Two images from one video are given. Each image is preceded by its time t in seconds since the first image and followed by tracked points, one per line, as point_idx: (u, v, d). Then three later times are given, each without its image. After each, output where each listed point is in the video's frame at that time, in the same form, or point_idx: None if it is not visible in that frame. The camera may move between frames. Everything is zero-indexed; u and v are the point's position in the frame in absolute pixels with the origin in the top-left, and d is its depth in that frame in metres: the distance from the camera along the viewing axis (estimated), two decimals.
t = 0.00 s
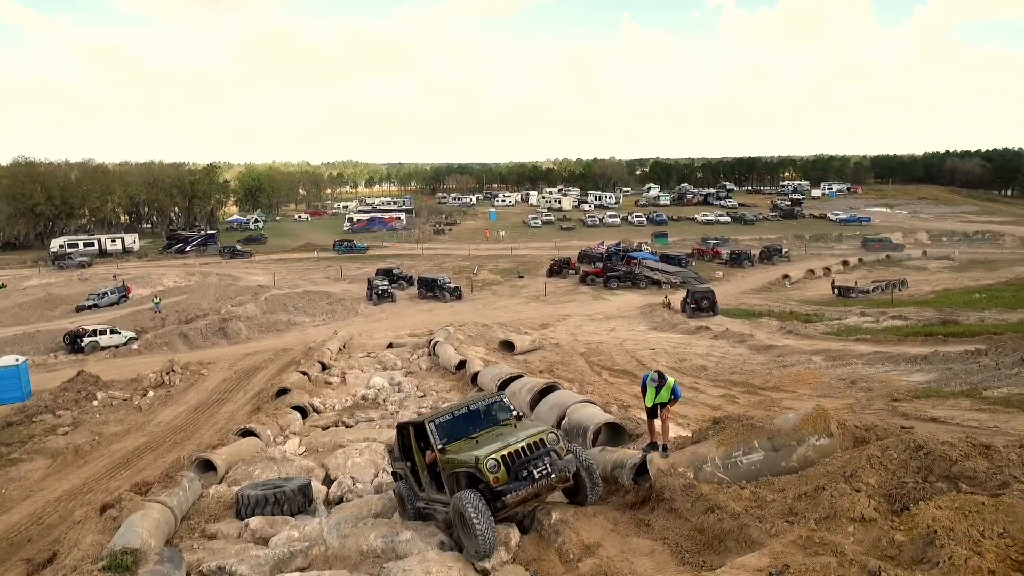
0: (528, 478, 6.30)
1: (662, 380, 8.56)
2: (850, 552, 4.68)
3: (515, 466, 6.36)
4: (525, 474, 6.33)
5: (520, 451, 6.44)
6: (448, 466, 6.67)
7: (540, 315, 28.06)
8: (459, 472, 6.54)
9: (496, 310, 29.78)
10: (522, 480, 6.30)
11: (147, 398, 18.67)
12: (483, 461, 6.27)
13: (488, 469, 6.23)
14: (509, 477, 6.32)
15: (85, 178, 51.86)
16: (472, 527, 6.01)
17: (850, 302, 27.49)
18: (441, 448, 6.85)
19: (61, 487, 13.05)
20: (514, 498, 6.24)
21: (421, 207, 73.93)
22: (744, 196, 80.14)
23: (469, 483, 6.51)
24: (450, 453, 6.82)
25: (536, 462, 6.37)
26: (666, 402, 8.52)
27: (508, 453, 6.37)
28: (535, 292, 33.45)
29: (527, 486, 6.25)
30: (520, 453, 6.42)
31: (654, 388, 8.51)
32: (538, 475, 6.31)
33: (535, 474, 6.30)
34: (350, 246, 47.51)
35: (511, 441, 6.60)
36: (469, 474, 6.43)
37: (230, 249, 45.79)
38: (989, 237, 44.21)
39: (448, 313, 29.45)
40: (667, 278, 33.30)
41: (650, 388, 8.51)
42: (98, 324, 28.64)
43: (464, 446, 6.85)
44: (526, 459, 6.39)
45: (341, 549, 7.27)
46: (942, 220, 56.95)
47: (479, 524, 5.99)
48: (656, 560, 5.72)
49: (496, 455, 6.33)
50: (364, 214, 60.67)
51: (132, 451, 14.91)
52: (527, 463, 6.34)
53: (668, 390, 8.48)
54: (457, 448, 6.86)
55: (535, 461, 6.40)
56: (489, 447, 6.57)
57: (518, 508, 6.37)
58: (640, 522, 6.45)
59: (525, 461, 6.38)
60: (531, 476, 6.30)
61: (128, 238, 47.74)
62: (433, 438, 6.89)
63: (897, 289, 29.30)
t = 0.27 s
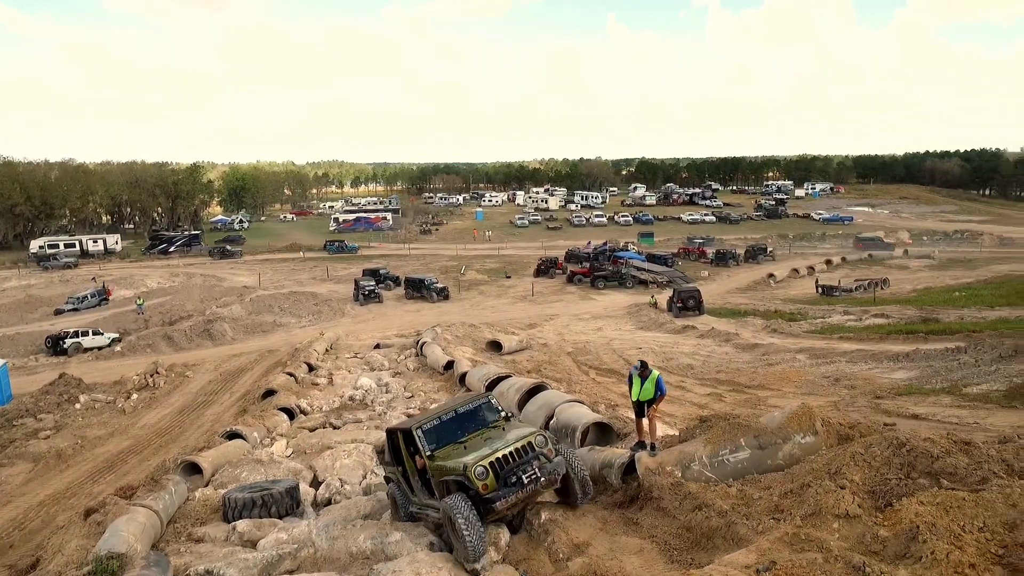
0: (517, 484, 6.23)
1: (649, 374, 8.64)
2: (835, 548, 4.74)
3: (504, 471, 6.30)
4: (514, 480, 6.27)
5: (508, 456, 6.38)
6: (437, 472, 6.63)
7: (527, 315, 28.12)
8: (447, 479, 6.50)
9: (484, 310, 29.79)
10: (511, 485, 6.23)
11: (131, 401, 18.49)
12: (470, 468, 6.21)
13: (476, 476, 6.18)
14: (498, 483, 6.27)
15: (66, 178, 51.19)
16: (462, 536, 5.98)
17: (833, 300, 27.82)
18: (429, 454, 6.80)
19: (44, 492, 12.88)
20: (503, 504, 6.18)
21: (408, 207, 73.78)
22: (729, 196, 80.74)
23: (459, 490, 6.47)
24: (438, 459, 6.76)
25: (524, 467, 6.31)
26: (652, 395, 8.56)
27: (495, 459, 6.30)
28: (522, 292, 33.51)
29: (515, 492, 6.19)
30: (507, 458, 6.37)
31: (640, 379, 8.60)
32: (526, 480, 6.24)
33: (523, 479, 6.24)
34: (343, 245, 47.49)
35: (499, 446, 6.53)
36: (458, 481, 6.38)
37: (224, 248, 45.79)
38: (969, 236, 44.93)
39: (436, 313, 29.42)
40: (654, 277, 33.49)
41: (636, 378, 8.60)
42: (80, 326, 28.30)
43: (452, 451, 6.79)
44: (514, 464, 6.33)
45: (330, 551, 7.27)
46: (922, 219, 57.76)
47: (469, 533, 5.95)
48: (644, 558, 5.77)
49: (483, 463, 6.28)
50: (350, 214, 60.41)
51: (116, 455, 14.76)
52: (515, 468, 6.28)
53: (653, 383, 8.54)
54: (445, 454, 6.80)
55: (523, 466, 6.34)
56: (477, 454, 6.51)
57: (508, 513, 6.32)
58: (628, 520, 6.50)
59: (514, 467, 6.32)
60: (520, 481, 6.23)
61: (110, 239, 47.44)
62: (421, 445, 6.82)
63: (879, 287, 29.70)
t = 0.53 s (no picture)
0: (513, 481, 6.12)
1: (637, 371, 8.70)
2: (822, 543, 4.81)
3: (501, 467, 6.18)
4: (510, 477, 6.15)
5: (506, 453, 6.27)
6: (434, 465, 6.54)
7: (516, 315, 28.18)
8: (444, 472, 6.41)
9: (472, 309, 29.81)
10: (507, 482, 6.11)
11: (116, 402, 18.32)
12: (467, 462, 6.11)
13: (472, 470, 6.08)
14: (494, 479, 6.16)
15: (47, 177, 50.55)
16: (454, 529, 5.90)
17: (818, 299, 28.11)
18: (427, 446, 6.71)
19: (28, 495, 12.73)
20: (498, 501, 6.06)
21: (395, 207, 73.60)
22: (715, 195, 81.29)
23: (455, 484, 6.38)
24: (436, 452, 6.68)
25: (522, 466, 6.19)
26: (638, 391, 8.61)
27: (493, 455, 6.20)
28: (510, 291, 33.56)
29: (511, 490, 6.07)
30: (505, 455, 6.25)
31: (627, 371, 8.71)
32: (523, 478, 6.12)
33: (520, 477, 6.13)
34: (334, 245, 47.38)
35: (498, 442, 6.42)
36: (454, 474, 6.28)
37: (214, 248, 45.61)
38: (949, 234, 45.61)
39: (424, 312, 29.39)
40: (641, 276, 33.66)
41: (624, 370, 8.74)
42: (63, 327, 27.99)
43: (451, 445, 6.70)
44: (512, 461, 6.21)
45: (322, 552, 7.25)
46: (905, 218, 58.52)
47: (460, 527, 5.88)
48: (635, 554, 5.83)
49: (482, 457, 6.18)
50: (337, 214, 60.18)
51: (102, 457, 14.61)
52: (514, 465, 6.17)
53: (639, 379, 8.60)
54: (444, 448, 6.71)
55: (521, 464, 6.22)
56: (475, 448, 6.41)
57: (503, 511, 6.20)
58: (619, 518, 6.55)
59: (511, 464, 6.20)
60: (517, 479, 6.12)
61: (93, 238, 46.95)
62: (420, 436, 6.75)
63: (863, 286, 30.05)
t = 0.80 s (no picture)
0: (522, 492, 6.00)
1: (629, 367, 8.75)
2: (816, 540, 4.87)
3: (511, 476, 6.05)
4: (520, 487, 6.03)
5: (517, 462, 6.15)
6: (440, 466, 6.46)
7: (508, 314, 28.20)
8: (451, 474, 6.32)
9: (464, 309, 29.80)
10: (516, 492, 6.00)
11: (106, 404, 18.20)
12: (477, 467, 5.99)
13: (482, 475, 5.95)
14: (503, 487, 6.03)
15: (34, 176, 50.07)
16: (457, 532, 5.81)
17: (808, 298, 28.29)
18: (434, 447, 6.65)
19: (17, 497, 12.64)
20: (505, 509, 5.95)
21: (386, 207, 73.44)
22: (706, 195, 81.64)
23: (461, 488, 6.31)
24: (443, 453, 6.60)
25: (533, 476, 6.07)
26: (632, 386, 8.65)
27: (504, 462, 6.09)
28: (502, 291, 33.57)
29: (519, 500, 5.96)
30: (516, 464, 6.12)
31: (619, 369, 8.75)
32: (532, 490, 6.02)
33: (529, 488, 6.01)
34: (330, 245, 47.28)
35: (509, 450, 6.32)
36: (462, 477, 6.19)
37: (211, 248, 45.28)
38: (937, 234, 46.02)
39: (416, 312, 29.36)
40: (633, 276, 33.76)
41: (616, 368, 8.77)
42: (51, 328, 27.76)
43: (459, 448, 6.62)
44: (523, 471, 6.10)
45: (316, 553, 7.24)
46: (893, 218, 58.99)
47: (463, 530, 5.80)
48: (631, 553, 5.87)
49: (492, 463, 6.04)
50: (328, 214, 59.98)
51: (92, 459, 14.52)
52: (524, 475, 6.06)
53: (632, 374, 8.65)
54: (451, 450, 6.63)
55: (531, 474, 6.11)
56: (485, 454, 6.31)
57: (506, 519, 6.12)
58: (614, 516, 6.59)
59: (521, 474, 6.08)
60: (526, 490, 6.01)
61: (81, 238, 46.50)
62: (427, 436, 6.70)
63: (853, 285, 30.27)
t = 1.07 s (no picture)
0: (525, 495, 6.04)
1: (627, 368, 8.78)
2: (814, 538, 4.91)
3: (514, 480, 6.09)
4: (523, 490, 6.06)
5: (520, 465, 6.18)
6: (441, 469, 6.48)
7: (503, 314, 28.24)
8: (453, 476, 6.35)
9: (459, 309, 29.83)
10: (519, 496, 6.04)
11: (100, 404, 18.13)
12: (480, 472, 5.99)
13: (485, 480, 5.96)
14: (506, 491, 6.07)
15: (25, 175, 49.73)
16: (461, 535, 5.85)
17: (802, 298, 28.43)
18: (435, 449, 6.66)
19: (11, 498, 12.59)
20: (509, 514, 5.98)
21: (381, 206, 73.35)
22: (700, 195, 81.90)
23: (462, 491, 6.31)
24: (444, 456, 6.61)
25: (536, 480, 6.10)
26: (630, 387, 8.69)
27: (507, 466, 6.11)
28: (498, 291, 33.61)
29: (522, 504, 5.99)
30: (519, 468, 6.15)
31: (616, 367, 8.82)
32: (536, 493, 6.05)
33: (532, 492, 6.05)
34: (329, 245, 47.20)
35: (511, 452, 6.35)
36: (464, 480, 6.21)
37: (212, 248, 45.11)
38: (930, 234, 46.34)
39: (411, 312, 29.35)
40: (628, 276, 33.84)
41: (613, 366, 8.84)
42: (44, 328, 27.61)
43: (460, 450, 6.64)
44: (525, 475, 6.13)
45: (315, 552, 7.25)
46: (885, 218, 59.35)
47: (467, 533, 5.82)
48: (630, 551, 5.90)
49: (495, 467, 6.06)
50: (322, 213, 59.86)
51: (87, 459, 14.48)
52: (527, 478, 6.09)
53: (629, 375, 8.70)
54: (452, 452, 6.65)
55: (534, 477, 6.14)
56: (487, 456, 6.33)
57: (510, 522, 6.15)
58: (612, 515, 6.63)
59: (525, 477, 6.10)
60: (529, 493, 6.04)
61: (74, 238, 46.20)
62: (428, 438, 6.71)
63: (846, 285, 30.44)
